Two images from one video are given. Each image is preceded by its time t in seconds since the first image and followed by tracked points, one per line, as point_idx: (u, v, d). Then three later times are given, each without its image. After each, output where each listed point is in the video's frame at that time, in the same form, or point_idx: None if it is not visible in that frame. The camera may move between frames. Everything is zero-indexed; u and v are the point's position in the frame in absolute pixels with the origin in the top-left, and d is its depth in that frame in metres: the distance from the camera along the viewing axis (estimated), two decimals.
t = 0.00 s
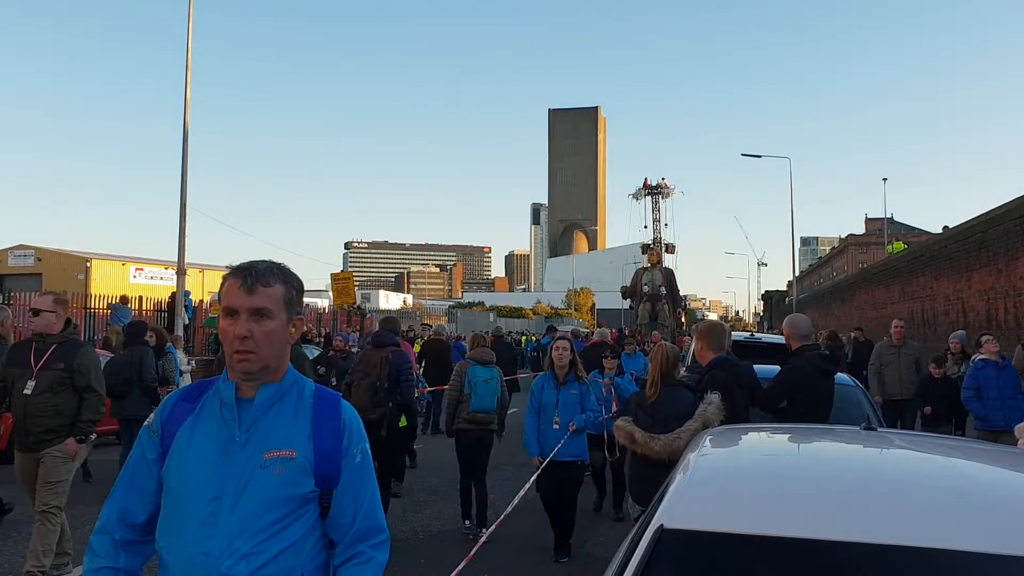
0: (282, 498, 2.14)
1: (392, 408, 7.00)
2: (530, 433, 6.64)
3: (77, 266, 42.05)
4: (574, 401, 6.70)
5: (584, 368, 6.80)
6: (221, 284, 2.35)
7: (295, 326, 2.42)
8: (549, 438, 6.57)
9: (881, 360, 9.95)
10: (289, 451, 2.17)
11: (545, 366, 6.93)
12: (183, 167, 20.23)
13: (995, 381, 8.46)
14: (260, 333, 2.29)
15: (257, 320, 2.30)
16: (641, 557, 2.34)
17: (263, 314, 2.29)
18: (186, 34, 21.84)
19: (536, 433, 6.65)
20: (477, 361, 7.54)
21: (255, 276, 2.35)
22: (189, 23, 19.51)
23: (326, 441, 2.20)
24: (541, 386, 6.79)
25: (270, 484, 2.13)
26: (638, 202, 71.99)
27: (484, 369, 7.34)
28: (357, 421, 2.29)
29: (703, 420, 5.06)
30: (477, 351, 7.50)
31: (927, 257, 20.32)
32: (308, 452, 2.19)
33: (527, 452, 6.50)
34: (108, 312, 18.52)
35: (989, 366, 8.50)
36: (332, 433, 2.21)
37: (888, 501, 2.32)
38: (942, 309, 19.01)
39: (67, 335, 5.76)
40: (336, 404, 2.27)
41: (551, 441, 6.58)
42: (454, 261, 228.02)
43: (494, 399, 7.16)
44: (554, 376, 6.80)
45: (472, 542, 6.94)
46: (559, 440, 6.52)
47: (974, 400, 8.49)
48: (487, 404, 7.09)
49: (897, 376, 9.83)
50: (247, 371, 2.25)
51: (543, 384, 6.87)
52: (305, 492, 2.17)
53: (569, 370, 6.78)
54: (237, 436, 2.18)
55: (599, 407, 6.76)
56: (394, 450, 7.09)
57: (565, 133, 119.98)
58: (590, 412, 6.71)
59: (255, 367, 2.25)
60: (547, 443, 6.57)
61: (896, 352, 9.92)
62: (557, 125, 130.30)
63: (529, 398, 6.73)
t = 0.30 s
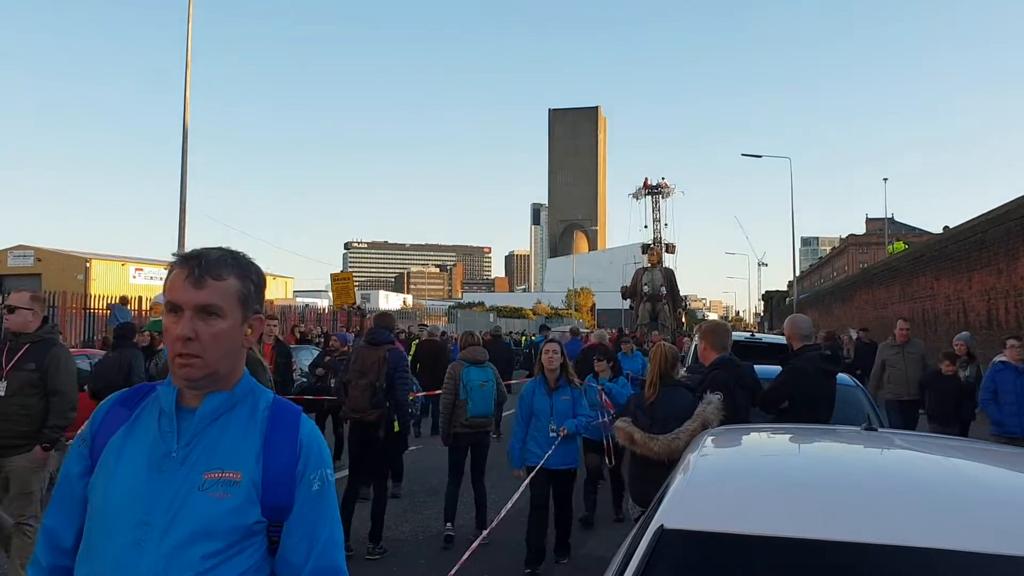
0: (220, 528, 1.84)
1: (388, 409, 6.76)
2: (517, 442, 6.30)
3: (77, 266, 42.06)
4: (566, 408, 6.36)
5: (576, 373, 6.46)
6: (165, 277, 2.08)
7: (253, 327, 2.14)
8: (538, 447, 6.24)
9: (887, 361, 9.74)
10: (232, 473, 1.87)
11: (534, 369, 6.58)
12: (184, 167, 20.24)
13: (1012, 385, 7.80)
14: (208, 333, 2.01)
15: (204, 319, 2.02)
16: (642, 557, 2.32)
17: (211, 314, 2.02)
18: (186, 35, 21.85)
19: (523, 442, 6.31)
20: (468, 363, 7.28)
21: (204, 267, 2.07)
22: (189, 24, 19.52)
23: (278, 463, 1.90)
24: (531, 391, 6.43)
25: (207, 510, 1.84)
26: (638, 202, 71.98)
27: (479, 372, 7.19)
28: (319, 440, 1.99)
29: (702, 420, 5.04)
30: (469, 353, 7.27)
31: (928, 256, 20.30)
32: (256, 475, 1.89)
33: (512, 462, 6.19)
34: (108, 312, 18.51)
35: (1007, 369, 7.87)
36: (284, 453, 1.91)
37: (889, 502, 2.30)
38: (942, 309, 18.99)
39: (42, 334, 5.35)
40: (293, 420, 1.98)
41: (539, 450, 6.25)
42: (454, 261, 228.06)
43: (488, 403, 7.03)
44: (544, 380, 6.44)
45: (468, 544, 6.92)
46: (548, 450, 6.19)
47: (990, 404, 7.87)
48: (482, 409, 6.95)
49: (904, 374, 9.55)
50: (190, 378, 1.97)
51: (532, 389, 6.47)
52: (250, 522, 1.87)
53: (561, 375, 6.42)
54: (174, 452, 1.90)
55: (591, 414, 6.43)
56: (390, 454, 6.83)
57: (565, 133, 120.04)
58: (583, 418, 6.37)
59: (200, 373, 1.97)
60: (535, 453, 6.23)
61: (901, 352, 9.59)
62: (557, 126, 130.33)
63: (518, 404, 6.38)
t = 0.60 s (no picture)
0: (127, 567, 1.59)
1: (377, 413, 6.55)
2: (507, 439, 6.03)
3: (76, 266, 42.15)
4: (557, 404, 6.13)
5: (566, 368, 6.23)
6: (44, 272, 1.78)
7: (160, 323, 1.83)
8: (529, 445, 5.98)
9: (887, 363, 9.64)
10: (141, 500, 1.64)
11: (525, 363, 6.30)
12: (183, 167, 20.19)
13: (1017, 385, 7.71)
14: (96, 335, 1.71)
15: (91, 317, 1.71)
16: (642, 557, 2.32)
17: (99, 312, 1.72)
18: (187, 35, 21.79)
19: (513, 439, 6.05)
20: (456, 366, 6.81)
21: (87, 256, 1.76)
22: (189, 25, 19.52)
23: (193, 487, 1.65)
24: (521, 385, 6.16)
25: (112, 545, 1.60)
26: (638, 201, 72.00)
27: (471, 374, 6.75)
28: (244, 454, 1.72)
29: (703, 419, 5.04)
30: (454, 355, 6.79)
31: (927, 256, 20.31)
32: (167, 502, 1.65)
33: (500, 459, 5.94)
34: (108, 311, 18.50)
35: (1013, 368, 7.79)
36: (200, 473, 1.66)
37: (890, 502, 2.30)
38: (942, 309, 19.01)
39: (6, 334, 5.50)
40: (212, 431, 1.72)
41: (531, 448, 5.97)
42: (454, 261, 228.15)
43: (481, 406, 6.67)
44: (535, 374, 6.16)
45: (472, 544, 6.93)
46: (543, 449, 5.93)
47: (996, 404, 7.80)
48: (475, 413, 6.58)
49: (905, 377, 9.47)
50: (81, 388, 1.69)
51: (522, 385, 6.19)
52: (162, 557, 1.62)
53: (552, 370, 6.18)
54: (75, 480, 1.67)
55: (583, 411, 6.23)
56: (380, 462, 6.61)
57: (565, 133, 120.09)
58: (574, 416, 6.14)
59: (91, 384, 1.69)
60: (526, 450, 5.98)
61: (902, 354, 9.50)
62: (557, 126, 130.38)
63: (508, 399, 6.11)
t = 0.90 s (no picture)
0: None
1: (356, 412, 6.27)
2: (503, 447, 5.68)
3: (75, 265, 42.24)
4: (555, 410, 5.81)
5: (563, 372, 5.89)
6: None
7: None
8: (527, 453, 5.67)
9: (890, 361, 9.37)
10: None
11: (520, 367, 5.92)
12: (182, 166, 20.20)
13: None
14: None
15: None
16: (641, 557, 2.33)
17: None
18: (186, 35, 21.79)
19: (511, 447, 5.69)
20: (449, 367, 6.75)
21: None
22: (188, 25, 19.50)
23: (17, 505, 1.57)
24: (517, 390, 5.80)
25: None
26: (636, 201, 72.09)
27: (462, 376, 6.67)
28: (84, 468, 1.69)
29: (702, 418, 5.06)
30: (447, 355, 6.76)
31: (925, 257, 20.37)
32: None
33: (500, 467, 5.57)
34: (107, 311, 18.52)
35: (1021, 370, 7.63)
36: (34, 487, 1.60)
37: (889, 502, 2.31)
38: (940, 309, 19.07)
39: None
40: (47, 443, 1.66)
41: (528, 457, 5.67)
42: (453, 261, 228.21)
43: (471, 410, 6.51)
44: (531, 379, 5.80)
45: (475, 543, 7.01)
46: (542, 458, 5.65)
47: (1006, 409, 7.67)
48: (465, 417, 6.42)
49: (909, 378, 9.22)
50: None
51: (517, 389, 5.83)
52: None
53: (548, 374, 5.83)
54: None
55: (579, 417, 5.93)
56: (362, 462, 6.31)
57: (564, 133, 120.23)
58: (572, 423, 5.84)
59: None
60: (523, 459, 5.66)
61: (906, 355, 9.28)
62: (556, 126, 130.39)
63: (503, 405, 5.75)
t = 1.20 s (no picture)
0: None
1: (345, 414, 6.22)
2: (498, 450, 5.60)
3: (75, 265, 42.33)
4: (553, 411, 5.68)
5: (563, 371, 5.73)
6: None
7: None
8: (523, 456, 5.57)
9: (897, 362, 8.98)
10: None
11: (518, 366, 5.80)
12: (182, 167, 20.18)
13: None
14: None
15: None
16: (642, 557, 2.33)
17: None
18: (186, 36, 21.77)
19: (506, 450, 5.61)
20: (449, 368, 6.69)
21: None
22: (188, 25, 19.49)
23: None
24: (514, 390, 5.70)
25: None
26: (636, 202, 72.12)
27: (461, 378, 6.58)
28: None
29: (702, 418, 5.06)
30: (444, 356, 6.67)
31: (926, 257, 20.36)
32: None
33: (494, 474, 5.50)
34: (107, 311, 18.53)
35: None
36: None
37: (890, 502, 2.32)
38: (940, 310, 19.06)
39: None
40: None
41: (524, 460, 5.58)
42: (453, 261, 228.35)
43: (465, 414, 6.41)
44: (529, 379, 5.67)
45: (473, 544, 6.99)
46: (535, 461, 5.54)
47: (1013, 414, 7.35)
48: (459, 419, 6.33)
49: (918, 379, 8.83)
50: None
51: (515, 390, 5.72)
52: None
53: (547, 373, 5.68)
54: None
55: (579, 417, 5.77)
56: (354, 464, 6.32)
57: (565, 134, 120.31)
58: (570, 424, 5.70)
59: None
60: (519, 462, 5.58)
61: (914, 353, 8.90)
62: (556, 126, 130.45)
63: (499, 406, 5.64)
